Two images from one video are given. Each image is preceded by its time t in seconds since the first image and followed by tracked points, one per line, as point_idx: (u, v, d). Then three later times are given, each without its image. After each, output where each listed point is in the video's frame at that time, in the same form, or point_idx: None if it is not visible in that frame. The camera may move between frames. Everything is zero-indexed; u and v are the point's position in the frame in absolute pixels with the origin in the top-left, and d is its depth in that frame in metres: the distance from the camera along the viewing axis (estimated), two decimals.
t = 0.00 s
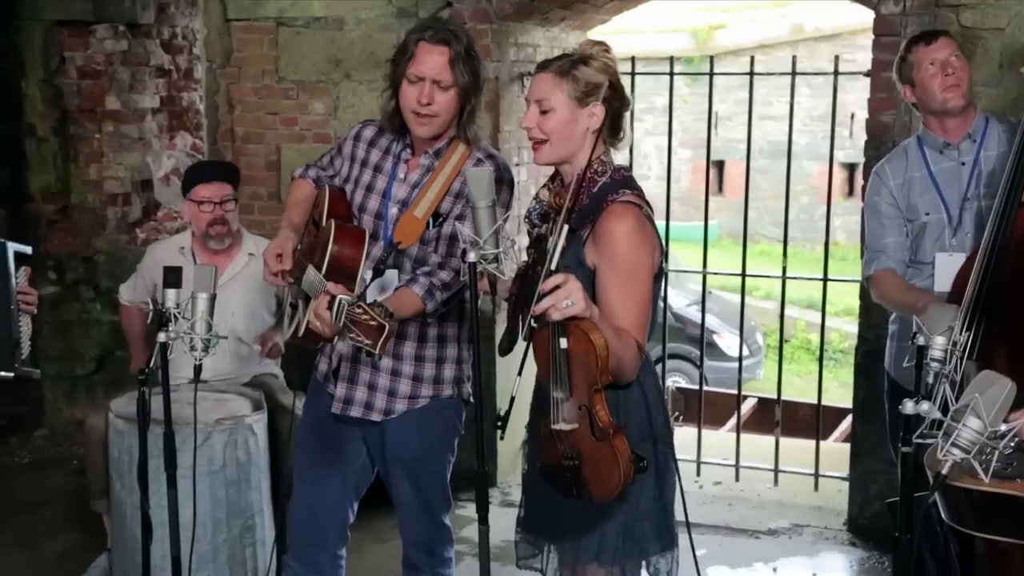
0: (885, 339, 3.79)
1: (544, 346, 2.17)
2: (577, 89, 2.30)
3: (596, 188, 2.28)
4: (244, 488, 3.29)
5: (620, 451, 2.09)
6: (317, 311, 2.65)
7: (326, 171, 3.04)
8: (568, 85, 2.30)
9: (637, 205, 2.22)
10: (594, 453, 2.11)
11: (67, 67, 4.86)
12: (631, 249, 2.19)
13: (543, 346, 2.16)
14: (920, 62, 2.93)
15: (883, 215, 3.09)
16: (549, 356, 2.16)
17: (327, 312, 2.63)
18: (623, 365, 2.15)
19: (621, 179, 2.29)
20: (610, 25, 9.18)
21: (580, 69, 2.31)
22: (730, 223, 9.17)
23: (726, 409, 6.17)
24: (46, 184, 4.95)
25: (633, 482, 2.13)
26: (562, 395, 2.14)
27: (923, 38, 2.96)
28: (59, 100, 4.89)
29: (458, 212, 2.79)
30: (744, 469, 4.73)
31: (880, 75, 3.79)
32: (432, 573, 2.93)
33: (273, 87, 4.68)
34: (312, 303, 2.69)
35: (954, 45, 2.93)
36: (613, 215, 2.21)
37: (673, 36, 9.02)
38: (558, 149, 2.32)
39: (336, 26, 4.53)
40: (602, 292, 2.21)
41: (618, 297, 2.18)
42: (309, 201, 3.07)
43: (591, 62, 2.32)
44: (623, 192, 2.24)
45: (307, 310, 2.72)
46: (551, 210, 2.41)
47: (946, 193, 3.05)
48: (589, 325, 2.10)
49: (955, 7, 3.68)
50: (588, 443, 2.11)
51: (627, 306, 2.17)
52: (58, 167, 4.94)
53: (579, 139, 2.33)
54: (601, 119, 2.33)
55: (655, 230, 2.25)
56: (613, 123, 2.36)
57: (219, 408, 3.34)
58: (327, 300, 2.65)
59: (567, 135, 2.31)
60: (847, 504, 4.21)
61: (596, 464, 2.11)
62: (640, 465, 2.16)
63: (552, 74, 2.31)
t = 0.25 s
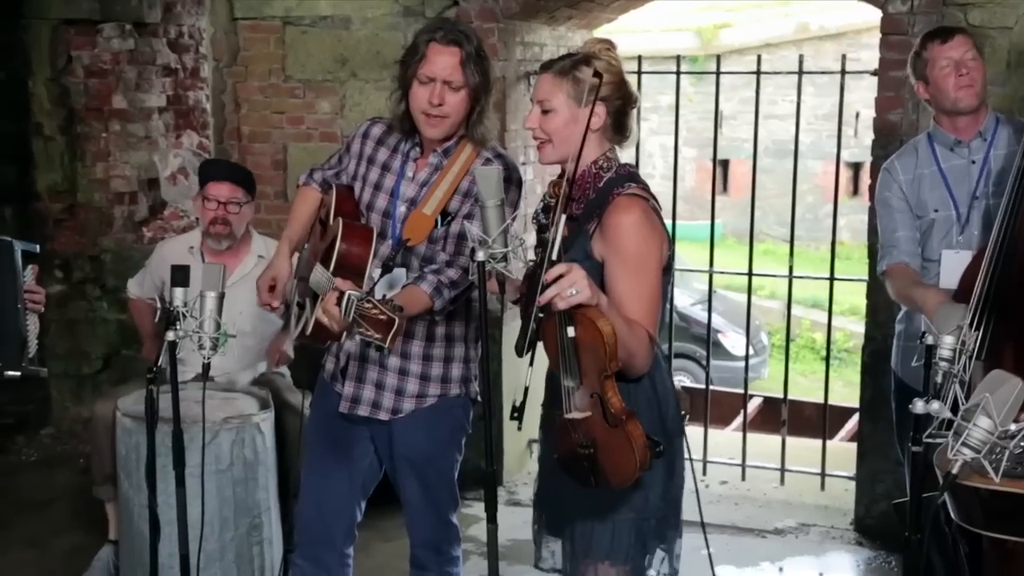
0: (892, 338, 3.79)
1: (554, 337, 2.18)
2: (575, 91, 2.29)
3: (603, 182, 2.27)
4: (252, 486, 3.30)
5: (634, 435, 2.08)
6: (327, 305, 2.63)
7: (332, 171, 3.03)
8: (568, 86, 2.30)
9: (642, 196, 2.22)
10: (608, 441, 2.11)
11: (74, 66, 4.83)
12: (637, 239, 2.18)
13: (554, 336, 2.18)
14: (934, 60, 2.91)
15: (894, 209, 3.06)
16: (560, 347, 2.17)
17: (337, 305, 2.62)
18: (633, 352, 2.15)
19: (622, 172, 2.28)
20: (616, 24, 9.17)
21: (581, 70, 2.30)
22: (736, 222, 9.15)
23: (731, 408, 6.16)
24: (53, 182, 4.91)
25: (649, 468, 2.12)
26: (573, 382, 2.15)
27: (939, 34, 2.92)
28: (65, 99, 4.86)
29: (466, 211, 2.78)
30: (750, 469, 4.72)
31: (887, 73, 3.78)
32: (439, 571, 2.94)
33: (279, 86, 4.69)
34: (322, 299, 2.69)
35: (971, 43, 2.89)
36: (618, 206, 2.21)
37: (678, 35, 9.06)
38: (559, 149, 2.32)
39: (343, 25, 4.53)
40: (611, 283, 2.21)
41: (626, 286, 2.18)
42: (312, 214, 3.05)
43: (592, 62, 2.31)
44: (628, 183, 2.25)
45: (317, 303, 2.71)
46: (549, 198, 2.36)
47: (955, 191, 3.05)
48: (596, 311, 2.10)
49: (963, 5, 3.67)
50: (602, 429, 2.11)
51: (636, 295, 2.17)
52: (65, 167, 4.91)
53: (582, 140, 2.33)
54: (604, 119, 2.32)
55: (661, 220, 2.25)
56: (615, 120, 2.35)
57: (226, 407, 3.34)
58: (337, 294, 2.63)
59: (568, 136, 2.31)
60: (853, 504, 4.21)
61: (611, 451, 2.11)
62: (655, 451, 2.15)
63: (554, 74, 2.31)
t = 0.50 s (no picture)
0: (899, 337, 3.79)
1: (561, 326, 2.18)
2: (581, 94, 2.29)
3: (610, 180, 2.28)
4: (260, 485, 3.30)
5: (643, 423, 2.08)
6: (336, 305, 2.64)
7: (342, 170, 3.04)
8: (574, 88, 2.29)
9: (650, 192, 2.22)
10: (616, 430, 2.10)
11: (81, 65, 4.84)
12: (645, 231, 2.18)
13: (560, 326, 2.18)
14: (946, 68, 2.88)
15: (900, 201, 3.09)
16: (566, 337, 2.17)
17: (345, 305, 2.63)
18: (641, 344, 2.15)
19: (631, 172, 2.28)
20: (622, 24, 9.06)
21: (588, 72, 2.29)
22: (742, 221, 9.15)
23: (738, 407, 6.16)
24: (61, 181, 4.92)
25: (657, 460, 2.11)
26: (579, 371, 2.16)
27: (953, 38, 2.87)
28: (73, 98, 4.87)
29: (475, 210, 2.79)
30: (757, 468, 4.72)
31: (896, 73, 3.77)
32: (448, 570, 2.95)
33: (287, 85, 4.70)
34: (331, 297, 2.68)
35: (987, 48, 2.85)
36: (625, 198, 2.21)
37: (683, 35, 8.99)
38: (565, 149, 2.32)
39: (350, 24, 4.54)
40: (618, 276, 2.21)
41: (633, 277, 2.18)
42: (324, 202, 3.07)
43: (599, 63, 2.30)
44: (636, 180, 2.25)
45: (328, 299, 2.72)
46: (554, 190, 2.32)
47: (963, 189, 3.04)
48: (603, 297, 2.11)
49: (972, 4, 3.67)
50: (610, 419, 2.11)
51: (644, 285, 2.17)
52: (73, 166, 4.92)
53: (589, 141, 2.32)
54: (610, 123, 2.30)
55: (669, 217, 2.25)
56: (625, 119, 2.32)
57: (234, 405, 3.35)
58: (345, 294, 2.63)
59: (574, 137, 2.30)
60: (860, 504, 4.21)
61: (620, 441, 2.09)
62: (663, 443, 2.14)
63: (562, 75, 2.30)
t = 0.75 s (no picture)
0: (909, 337, 3.78)
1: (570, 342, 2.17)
2: (588, 93, 2.28)
3: (621, 185, 2.26)
4: (269, 484, 3.31)
5: (644, 449, 2.10)
6: (343, 305, 2.62)
7: (354, 169, 3.03)
8: (581, 86, 2.28)
9: (663, 201, 2.21)
10: (618, 452, 2.12)
11: (90, 64, 4.85)
12: (656, 249, 2.18)
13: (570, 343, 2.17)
14: (952, 73, 2.89)
15: (912, 205, 3.07)
16: (575, 353, 2.17)
17: (354, 307, 2.62)
18: (650, 363, 2.15)
19: (644, 176, 2.27)
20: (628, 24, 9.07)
21: (595, 71, 2.28)
22: (749, 221, 9.15)
23: (746, 407, 6.16)
24: (70, 180, 4.94)
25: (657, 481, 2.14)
26: (586, 393, 2.16)
27: (960, 46, 2.85)
28: (83, 98, 4.88)
29: (484, 210, 2.80)
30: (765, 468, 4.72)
31: (905, 72, 3.77)
32: (456, 569, 2.95)
33: (295, 84, 4.70)
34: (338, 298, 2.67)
35: (994, 57, 2.82)
36: (639, 214, 2.20)
37: (689, 34, 8.98)
38: (573, 148, 2.32)
39: (359, 23, 4.54)
40: (628, 290, 2.21)
41: (644, 297, 2.17)
42: (336, 199, 3.06)
43: (608, 64, 2.28)
44: (648, 188, 2.23)
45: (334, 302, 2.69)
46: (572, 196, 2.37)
47: (975, 190, 3.04)
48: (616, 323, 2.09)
49: (982, 3, 3.67)
50: (612, 440, 2.12)
51: (654, 307, 2.17)
52: (82, 166, 4.92)
53: (597, 140, 2.30)
54: (617, 118, 2.29)
55: (680, 227, 2.24)
56: (633, 118, 2.31)
57: (244, 404, 3.35)
58: (354, 295, 2.63)
59: (581, 136, 2.29)
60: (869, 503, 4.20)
61: (620, 463, 2.12)
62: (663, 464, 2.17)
63: (571, 76, 2.29)
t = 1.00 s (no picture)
0: (919, 338, 3.77)
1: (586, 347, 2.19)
2: (594, 95, 2.27)
3: (633, 188, 2.26)
4: (279, 483, 3.31)
5: (664, 450, 2.09)
6: (355, 308, 2.63)
7: (365, 169, 3.06)
8: (588, 88, 2.28)
9: (674, 203, 2.21)
10: (639, 454, 2.11)
11: (101, 64, 4.86)
12: (668, 249, 2.17)
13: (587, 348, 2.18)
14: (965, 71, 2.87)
15: (924, 201, 3.06)
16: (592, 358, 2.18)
17: (366, 309, 2.62)
18: (666, 359, 2.15)
19: (658, 178, 2.27)
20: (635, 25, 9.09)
21: (603, 72, 2.27)
22: (757, 221, 9.14)
23: (755, 407, 6.15)
24: (81, 180, 4.94)
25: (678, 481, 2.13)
26: (604, 396, 2.16)
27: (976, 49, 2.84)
28: (93, 97, 4.89)
29: (495, 210, 2.79)
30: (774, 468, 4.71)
31: (916, 72, 3.76)
32: (467, 569, 2.95)
33: (305, 84, 4.71)
34: (350, 299, 2.68)
35: (1002, 65, 2.81)
36: (650, 216, 2.20)
37: (698, 35, 8.98)
38: (582, 149, 2.32)
39: (368, 23, 4.54)
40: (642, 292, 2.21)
41: (658, 299, 2.17)
42: (345, 204, 3.10)
43: (615, 66, 2.27)
44: (660, 189, 2.23)
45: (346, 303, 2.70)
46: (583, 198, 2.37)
47: (988, 190, 3.03)
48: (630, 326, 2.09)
49: (994, 3, 3.66)
50: (631, 442, 2.12)
51: (669, 309, 2.17)
52: (92, 165, 4.93)
53: (606, 141, 2.30)
54: (624, 120, 2.28)
55: (693, 226, 2.24)
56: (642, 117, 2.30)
57: (254, 403, 3.36)
58: (365, 297, 2.63)
59: (588, 136, 2.29)
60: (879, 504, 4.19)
61: (641, 465, 2.11)
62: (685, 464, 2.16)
63: (580, 78, 2.28)
